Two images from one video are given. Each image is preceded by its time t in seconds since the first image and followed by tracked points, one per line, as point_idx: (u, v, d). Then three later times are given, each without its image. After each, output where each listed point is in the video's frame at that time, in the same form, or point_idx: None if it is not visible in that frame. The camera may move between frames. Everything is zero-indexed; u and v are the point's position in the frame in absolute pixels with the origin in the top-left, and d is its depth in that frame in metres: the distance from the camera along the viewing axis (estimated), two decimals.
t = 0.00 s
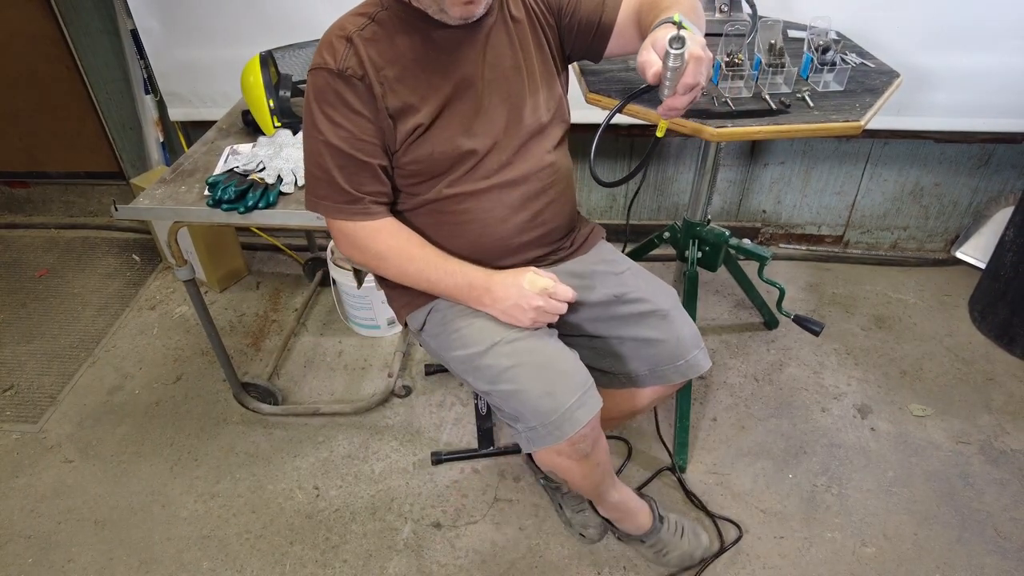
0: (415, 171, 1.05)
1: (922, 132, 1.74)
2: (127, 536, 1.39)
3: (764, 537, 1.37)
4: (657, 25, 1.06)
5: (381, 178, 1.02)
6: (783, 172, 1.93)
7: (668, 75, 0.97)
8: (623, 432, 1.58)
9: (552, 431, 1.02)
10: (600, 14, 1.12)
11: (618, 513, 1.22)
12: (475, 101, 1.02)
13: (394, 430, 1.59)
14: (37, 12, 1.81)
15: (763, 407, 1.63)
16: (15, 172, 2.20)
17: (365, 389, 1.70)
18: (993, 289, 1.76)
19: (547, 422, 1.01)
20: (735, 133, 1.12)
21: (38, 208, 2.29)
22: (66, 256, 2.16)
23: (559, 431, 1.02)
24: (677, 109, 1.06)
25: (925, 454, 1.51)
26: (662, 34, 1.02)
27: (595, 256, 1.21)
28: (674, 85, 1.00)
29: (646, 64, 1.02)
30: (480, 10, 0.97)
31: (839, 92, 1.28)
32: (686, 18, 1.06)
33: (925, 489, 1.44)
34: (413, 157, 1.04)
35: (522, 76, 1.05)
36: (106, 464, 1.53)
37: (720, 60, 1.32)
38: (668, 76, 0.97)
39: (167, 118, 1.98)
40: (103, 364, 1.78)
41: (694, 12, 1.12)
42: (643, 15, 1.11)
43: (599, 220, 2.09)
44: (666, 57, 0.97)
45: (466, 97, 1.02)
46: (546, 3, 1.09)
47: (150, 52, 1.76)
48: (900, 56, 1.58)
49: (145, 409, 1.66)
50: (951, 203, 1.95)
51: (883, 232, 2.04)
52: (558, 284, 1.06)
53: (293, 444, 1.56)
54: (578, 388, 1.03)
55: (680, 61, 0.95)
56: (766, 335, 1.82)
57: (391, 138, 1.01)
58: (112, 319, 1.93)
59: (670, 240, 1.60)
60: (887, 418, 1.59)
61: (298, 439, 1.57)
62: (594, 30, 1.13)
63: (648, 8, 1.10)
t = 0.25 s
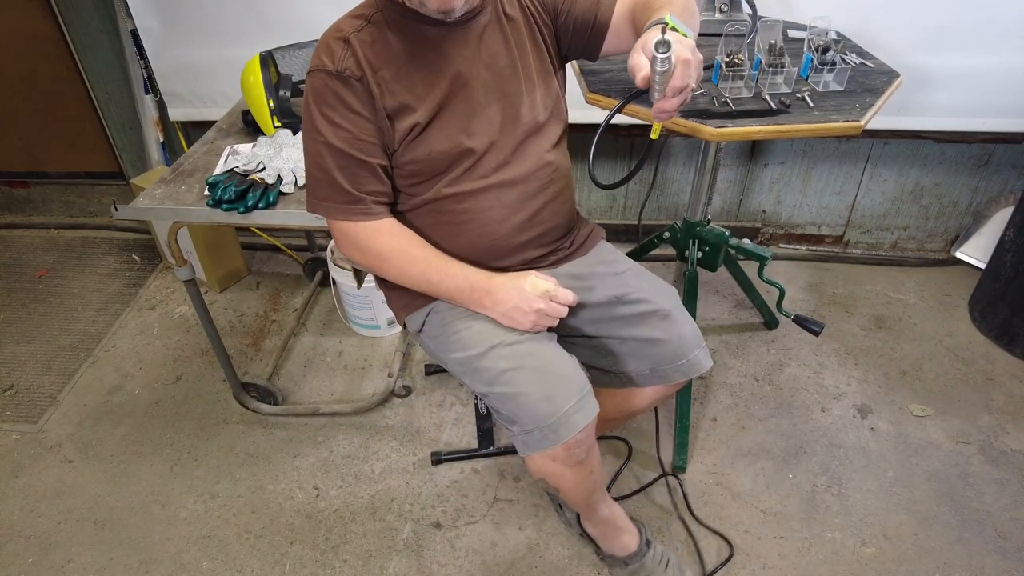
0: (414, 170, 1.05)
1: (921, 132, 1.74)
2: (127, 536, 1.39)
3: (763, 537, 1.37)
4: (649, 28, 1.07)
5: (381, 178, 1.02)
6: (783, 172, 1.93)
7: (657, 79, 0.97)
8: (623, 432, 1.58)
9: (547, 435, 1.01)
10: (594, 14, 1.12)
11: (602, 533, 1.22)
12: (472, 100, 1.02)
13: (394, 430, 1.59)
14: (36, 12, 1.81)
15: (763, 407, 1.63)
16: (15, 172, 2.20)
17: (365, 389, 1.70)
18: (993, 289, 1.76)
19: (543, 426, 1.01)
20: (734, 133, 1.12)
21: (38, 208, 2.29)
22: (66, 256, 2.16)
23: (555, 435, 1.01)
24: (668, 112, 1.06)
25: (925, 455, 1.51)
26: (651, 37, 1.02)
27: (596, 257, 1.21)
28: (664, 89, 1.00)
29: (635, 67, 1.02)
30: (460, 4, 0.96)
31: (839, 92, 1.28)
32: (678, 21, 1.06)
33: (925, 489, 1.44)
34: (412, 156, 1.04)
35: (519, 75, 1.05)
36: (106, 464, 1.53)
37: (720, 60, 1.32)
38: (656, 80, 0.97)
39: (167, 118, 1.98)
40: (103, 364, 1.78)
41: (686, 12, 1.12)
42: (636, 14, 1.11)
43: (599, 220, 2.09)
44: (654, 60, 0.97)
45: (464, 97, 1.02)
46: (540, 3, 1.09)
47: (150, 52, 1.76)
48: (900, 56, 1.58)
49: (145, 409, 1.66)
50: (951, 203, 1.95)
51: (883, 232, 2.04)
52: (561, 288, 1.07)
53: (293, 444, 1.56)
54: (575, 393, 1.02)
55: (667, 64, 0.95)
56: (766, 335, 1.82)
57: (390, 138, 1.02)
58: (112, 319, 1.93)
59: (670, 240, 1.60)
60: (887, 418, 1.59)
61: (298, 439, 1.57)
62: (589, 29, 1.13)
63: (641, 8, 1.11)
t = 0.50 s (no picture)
0: (409, 170, 1.06)
1: (921, 132, 1.74)
2: (127, 536, 1.39)
3: (763, 537, 1.37)
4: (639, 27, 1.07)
5: (375, 177, 1.02)
6: (783, 172, 1.93)
7: (644, 76, 0.98)
8: (623, 432, 1.58)
9: (532, 441, 1.00)
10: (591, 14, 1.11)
11: (589, 555, 1.24)
12: (468, 99, 1.03)
13: (394, 429, 1.59)
14: (36, 12, 1.81)
15: (763, 407, 1.63)
16: (15, 172, 2.20)
17: (365, 389, 1.70)
18: (993, 289, 1.76)
19: (528, 432, 1.00)
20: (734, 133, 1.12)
21: (38, 208, 2.29)
22: (66, 256, 2.16)
23: (539, 442, 1.00)
24: (657, 111, 1.06)
25: (925, 454, 1.51)
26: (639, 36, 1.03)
27: (592, 260, 1.21)
28: (652, 86, 1.00)
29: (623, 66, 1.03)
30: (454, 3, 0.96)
31: (839, 92, 1.28)
32: (670, 20, 1.06)
33: (925, 489, 1.44)
34: (407, 155, 1.04)
35: (515, 74, 1.05)
36: (106, 464, 1.53)
37: (720, 60, 1.32)
38: (644, 77, 0.98)
39: (167, 118, 1.98)
40: (103, 364, 1.78)
41: (682, 12, 1.12)
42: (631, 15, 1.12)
43: (599, 220, 2.09)
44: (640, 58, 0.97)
45: (459, 96, 1.02)
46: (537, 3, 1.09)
47: (150, 52, 1.76)
48: (900, 56, 1.58)
49: (145, 409, 1.66)
50: (951, 203, 1.95)
51: (883, 232, 2.04)
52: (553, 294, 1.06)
53: (293, 444, 1.56)
54: (562, 400, 1.01)
55: (653, 61, 0.96)
56: (766, 335, 1.82)
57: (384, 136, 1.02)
58: (112, 319, 1.93)
59: (670, 240, 1.60)
60: (887, 418, 1.59)
61: (298, 439, 1.58)
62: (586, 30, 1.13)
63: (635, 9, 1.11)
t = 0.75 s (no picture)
0: (407, 169, 1.06)
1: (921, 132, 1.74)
2: (127, 536, 1.39)
3: (763, 537, 1.37)
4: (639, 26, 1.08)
5: (373, 176, 1.02)
6: (783, 172, 1.93)
7: (641, 70, 0.97)
8: (623, 432, 1.58)
9: (528, 434, 0.98)
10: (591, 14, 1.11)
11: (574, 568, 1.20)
12: (467, 98, 1.03)
13: (394, 430, 1.59)
14: (36, 11, 1.81)
15: (763, 407, 1.63)
16: (15, 171, 2.20)
17: (365, 389, 1.70)
18: (993, 289, 1.76)
19: (524, 424, 0.98)
20: (733, 132, 1.12)
21: (38, 208, 2.29)
22: (66, 255, 2.16)
23: (535, 435, 0.99)
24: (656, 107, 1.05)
25: (925, 454, 1.51)
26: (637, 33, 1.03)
27: (592, 260, 1.21)
28: (649, 81, 1.00)
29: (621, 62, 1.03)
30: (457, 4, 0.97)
31: (839, 92, 1.28)
32: (668, 18, 1.06)
33: (925, 489, 1.44)
34: (405, 154, 1.04)
35: (514, 74, 1.05)
36: (107, 464, 1.53)
37: (720, 60, 1.32)
38: (641, 71, 0.97)
39: (167, 118, 1.98)
40: (103, 364, 1.78)
41: (679, 9, 1.12)
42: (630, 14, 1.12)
43: (599, 220, 2.09)
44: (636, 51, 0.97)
45: (458, 94, 1.02)
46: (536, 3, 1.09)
47: (150, 52, 1.76)
48: (900, 56, 1.58)
49: (145, 409, 1.66)
50: (951, 203, 1.95)
51: (883, 232, 2.04)
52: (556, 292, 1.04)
53: (293, 444, 1.56)
54: (559, 393, 1.00)
55: (649, 53, 0.96)
56: (766, 335, 1.82)
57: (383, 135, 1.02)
58: (112, 319, 1.93)
59: (670, 240, 1.60)
60: (887, 418, 1.59)
61: (298, 439, 1.57)
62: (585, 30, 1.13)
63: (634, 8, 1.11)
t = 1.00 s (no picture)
0: (405, 170, 1.06)
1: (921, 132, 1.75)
2: (127, 536, 1.39)
3: (763, 537, 1.37)
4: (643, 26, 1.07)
5: (370, 176, 1.02)
6: (783, 172, 1.93)
7: (647, 74, 0.98)
8: (623, 432, 1.58)
9: (518, 412, 0.98)
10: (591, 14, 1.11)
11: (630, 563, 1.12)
12: (465, 99, 1.03)
13: (394, 430, 1.59)
14: (36, 11, 1.81)
15: (763, 407, 1.63)
16: (15, 171, 2.20)
17: (365, 389, 1.70)
18: (993, 289, 1.76)
19: (515, 403, 0.97)
20: (733, 132, 1.12)
21: (38, 208, 2.29)
22: (66, 255, 2.16)
23: (527, 412, 0.97)
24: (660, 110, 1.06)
25: (925, 454, 1.51)
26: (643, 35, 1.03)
27: (589, 255, 1.21)
28: (655, 85, 1.00)
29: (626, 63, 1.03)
30: (468, 6, 0.97)
31: (839, 92, 1.28)
32: (671, 21, 1.06)
33: (925, 489, 1.44)
34: (403, 155, 1.04)
35: (513, 75, 1.05)
36: (107, 464, 1.53)
37: (721, 60, 1.32)
38: (648, 75, 0.98)
39: (167, 118, 1.98)
40: (104, 364, 1.78)
41: (681, 11, 1.12)
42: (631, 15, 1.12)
43: (599, 220, 2.09)
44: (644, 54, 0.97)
45: (456, 96, 1.02)
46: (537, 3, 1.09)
47: (151, 52, 1.76)
48: (900, 56, 1.58)
49: (145, 409, 1.66)
50: (951, 203, 1.95)
51: (883, 232, 2.04)
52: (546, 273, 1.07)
53: (293, 444, 1.56)
54: (547, 367, 0.99)
55: (656, 57, 0.96)
56: (766, 335, 1.82)
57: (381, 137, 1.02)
58: (112, 319, 1.93)
59: (670, 240, 1.60)
60: (887, 418, 1.59)
61: (298, 439, 1.57)
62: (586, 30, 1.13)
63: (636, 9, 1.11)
